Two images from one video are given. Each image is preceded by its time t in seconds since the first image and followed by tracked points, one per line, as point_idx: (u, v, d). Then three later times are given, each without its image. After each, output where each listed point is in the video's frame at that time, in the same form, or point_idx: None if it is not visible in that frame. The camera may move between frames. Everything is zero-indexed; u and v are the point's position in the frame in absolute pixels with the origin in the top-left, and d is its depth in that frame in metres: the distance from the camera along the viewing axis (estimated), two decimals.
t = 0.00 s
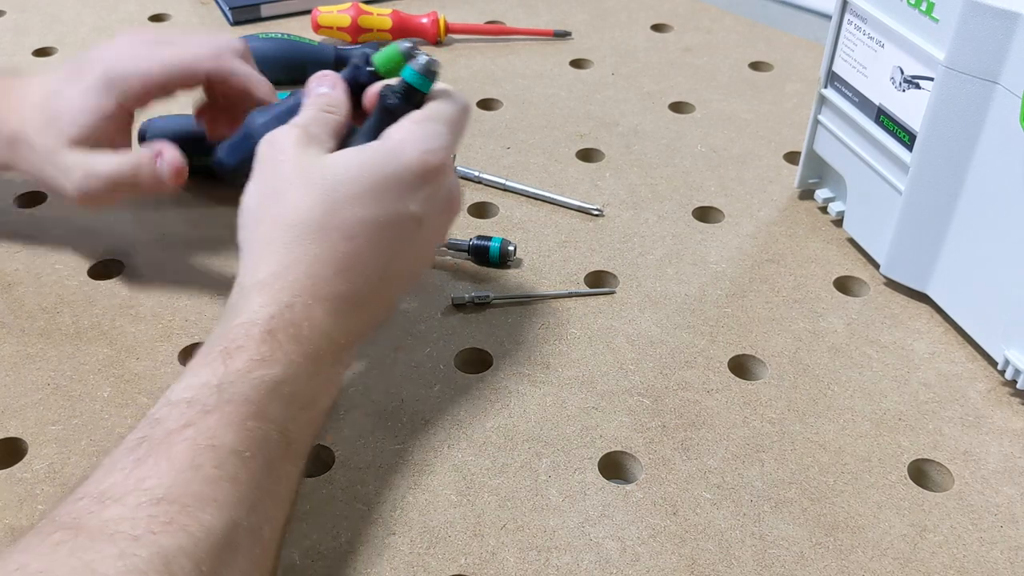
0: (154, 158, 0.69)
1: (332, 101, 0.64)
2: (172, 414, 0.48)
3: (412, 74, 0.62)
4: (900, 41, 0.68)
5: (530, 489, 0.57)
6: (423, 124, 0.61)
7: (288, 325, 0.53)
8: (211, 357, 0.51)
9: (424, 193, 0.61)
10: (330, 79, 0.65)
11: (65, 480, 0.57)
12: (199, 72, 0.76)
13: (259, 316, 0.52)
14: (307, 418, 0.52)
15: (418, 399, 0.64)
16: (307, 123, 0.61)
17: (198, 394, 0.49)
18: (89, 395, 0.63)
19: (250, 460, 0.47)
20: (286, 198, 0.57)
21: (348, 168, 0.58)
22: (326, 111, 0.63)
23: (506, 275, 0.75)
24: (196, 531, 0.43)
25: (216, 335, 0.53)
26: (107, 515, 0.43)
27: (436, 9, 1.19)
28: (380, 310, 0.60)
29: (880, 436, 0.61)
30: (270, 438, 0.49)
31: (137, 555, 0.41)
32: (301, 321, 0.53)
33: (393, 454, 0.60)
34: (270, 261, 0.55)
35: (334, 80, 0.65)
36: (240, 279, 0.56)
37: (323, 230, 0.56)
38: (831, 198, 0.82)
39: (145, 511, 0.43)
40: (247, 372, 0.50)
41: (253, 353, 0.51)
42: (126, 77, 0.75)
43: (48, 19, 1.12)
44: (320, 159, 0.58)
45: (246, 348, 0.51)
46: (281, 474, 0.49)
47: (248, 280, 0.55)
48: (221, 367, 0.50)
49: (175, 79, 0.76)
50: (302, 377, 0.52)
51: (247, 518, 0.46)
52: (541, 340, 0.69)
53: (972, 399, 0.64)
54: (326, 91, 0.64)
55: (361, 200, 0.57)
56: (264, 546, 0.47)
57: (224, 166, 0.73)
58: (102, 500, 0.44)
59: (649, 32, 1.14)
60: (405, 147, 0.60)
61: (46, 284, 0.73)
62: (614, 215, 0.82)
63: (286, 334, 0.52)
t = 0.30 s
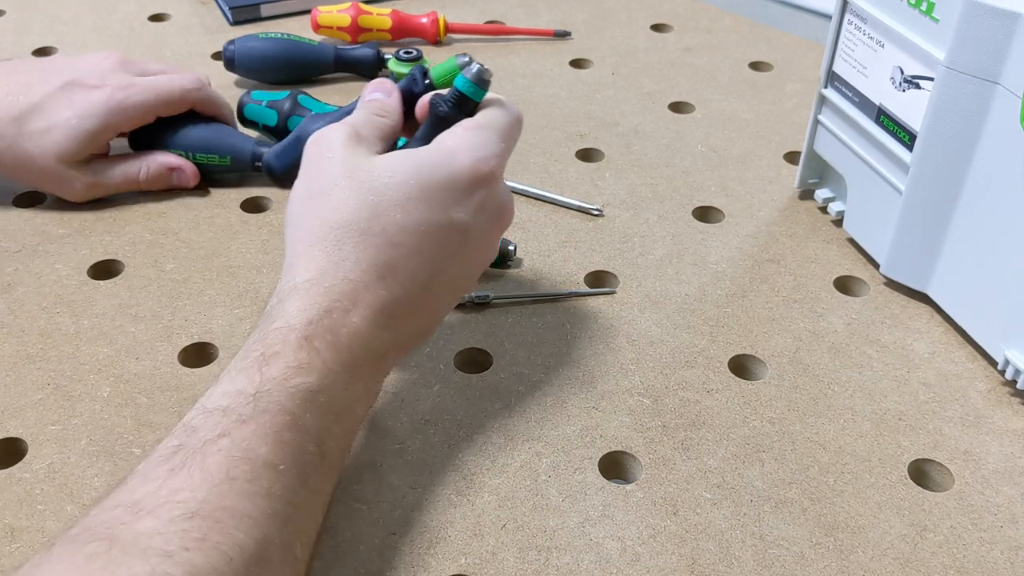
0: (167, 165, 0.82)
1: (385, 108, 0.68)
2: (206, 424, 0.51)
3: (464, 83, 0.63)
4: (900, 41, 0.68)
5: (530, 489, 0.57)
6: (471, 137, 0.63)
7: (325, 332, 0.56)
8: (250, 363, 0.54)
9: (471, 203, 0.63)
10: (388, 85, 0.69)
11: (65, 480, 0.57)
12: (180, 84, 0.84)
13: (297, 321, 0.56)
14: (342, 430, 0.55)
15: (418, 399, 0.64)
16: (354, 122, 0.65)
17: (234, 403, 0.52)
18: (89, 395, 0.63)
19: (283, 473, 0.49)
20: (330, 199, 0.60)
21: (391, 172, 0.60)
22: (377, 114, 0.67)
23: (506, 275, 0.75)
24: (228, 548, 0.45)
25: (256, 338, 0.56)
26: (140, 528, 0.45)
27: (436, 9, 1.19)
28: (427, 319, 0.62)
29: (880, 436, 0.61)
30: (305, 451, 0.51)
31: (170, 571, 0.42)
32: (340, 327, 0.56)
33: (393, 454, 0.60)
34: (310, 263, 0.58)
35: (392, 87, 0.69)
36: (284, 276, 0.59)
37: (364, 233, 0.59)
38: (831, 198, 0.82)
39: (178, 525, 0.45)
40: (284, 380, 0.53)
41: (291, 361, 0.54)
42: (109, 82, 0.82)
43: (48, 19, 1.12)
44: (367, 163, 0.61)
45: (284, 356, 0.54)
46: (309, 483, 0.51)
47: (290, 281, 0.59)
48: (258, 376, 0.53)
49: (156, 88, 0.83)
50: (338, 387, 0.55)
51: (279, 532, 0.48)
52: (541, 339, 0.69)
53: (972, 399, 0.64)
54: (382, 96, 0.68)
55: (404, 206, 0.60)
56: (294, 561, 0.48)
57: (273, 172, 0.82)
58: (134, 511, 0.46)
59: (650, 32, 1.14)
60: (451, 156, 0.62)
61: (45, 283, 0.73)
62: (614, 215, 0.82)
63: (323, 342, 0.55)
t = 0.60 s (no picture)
0: (211, 47, 0.76)
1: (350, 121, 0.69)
2: (193, 421, 0.51)
3: (419, 86, 0.64)
4: (900, 42, 0.68)
5: (530, 489, 0.57)
6: (439, 130, 0.65)
7: (309, 324, 0.56)
8: (235, 360, 0.54)
9: (446, 192, 0.64)
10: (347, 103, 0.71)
11: (65, 480, 0.57)
12: None
13: (281, 317, 0.56)
14: (332, 424, 0.54)
15: (418, 399, 0.64)
16: (323, 133, 0.67)
17: (221, 399, 0.52)
18: (89, 395, 0.63)
19: (271, 467, 0.49)
20: (307, 200, 0.61)
21: (363, 167, 0.62)
22: (344, 127, 0.69)
23: (506, 275, 0.75)
24: (219, 542, 0.44)
25: (242, 337, 0.56)
26: (128, 524, 0.44)
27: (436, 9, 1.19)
28: (411, 314, 0.62)
29: (880, 436, 0.61)
30: (294, 445, 0.51)
31: (159, 565, 0.41)
32: (323, 319, 0.56)
33: (393, 454, 0.60)
34: (291, 260, 0.59)
35: (349, 103, 0.71)
36: (267, 279, 0.60)
37: (343, 227, 0.59)
38: (831, 198, 0.82)
39: (168, 520, 0.44)
40: (268, 374, 0.53)
41: (273, 357, 0.54)
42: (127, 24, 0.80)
43: (48, 19, 1.12)
44: (340, 164, 0.63)
45: (269, 351, 0.54)
46: (300, 477, 0.51)
47: (273, 279, 0.59)
48: (243, 371, 0.53)
49: None
50: (326, 379, 0.55)
51: (271, 528, 0.47)
52: (541, 339, 0.69)
53: (972, 399, 0.64)
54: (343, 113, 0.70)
55: (379, 198, 0.60)
56: (285, 555, 0.48)
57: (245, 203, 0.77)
58: (123, 509, 0.45)
59: (650, 32, 1.14)
60: (421, 149, 0.63)
61: (45, 283, 0.73)
62: (614, 215, 0.82)
63: (308, 336, 0.55)
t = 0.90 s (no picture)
0: (329, 102, 0.74)
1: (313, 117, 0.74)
2: (206, 426, 0.52)
3: (444, 93, 0.63)
4: (900, 42, 0.68)
5: (530, 489, 0.57)
6: (463, 136, 0.64)
7: (324, 328, 0.56)
8: (248, 366, 0.55)
9: (468, 198, 0.63)
10: (349, 100, 0.73)
11: (65, 480, 0.57)
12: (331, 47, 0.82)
13: (295, 322, 0.57)
14: (344, 430, 0.55)
15: (419, 399, 0.64)
16: (353, 141, 0.66)
17: (234, 404, 0.53)
18: (89, 395, 0.63)
19: (283, 474, 0.49)
20: (327, 203, 0.61)
21: (385, 172, 0.61)
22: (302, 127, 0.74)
23: (506, 275, 0.75)
24: (227, 550, 0.45)
25: (258, 340, 0.57)
26: (137, 530, 0.45)
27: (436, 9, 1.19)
28: (430, 319, 0.62)
29: (880, 436, 0.61)
30: (305, 452, 0.51)
31: (167, 571, 0.43)
32: (338, 323, 0.57)
33: (394, 454, 0.60)
34: (310, 264, 0.59)
35: (352, 106, 0.72)
36: (285, 282, 0.61)
37: (362, 232, 0.60)
38: (831, 198, 0.82)
39: (176, 526, 0.45)
40: (282, 379, 0.54)
41: (290, 361, 0.55)
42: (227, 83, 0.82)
43: (48, 18, 1.12)
44: (363, 168, 0.62)
45: (282, 356, 0.55)
46: (311, 485, 0.51)
47: (291, 283, 0.60)
48: (257, 377, 0.54)
49: (316, 59, 0.81)
50: (340, 385, 0.55)
51: (280, 535, 0.48)
52: (542, 339, 0.69)
53: (972, 399, 0.64)
54: (335, 114, 0.73)
55: (398, 204, 0.60)
56: (296, 564, 0.48)
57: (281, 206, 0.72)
58: (134, 513, 0.47)
59: (650, 32, 1.14)
60: (444, 154, 0.63)
61: (45, 283, 0.73)
62: (614, 215, 0.82)
63: (321, 340, 0.56)
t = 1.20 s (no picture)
0: (314, 100, 0.72)
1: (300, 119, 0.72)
2: (206, 426, 0.52)
3: (453, 92, 0.63)
4: (900, 42, 0.68)
5: (530, 490, 0.57)
6: (470, 136, 0.64)
7: (323, 328, 0.56)
8: (247, 366, 0.55)
9: (473, 199, 0.63)
10: (333, 96, 0.71)
11: (65, 480, 0.57)
12: (319, 50, 0.81)
13: (296, 322, 0.57)
14: (345, 431, 0.55)
15: (419, 399, 0.64)
16: (362, 138, 0.66)
17: (234, 405, 0.53)
18: (89, 395, 0.63)
19: (282, 476, 0.50)
20: (331, 202, 0.61)
21: (390, 173, 0.61)
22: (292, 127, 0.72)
23: (506, 275, 0.75)
24: (225, 551, 0.45)
25: (258, 341, 0.58)
26: (137, 530, 0.45)
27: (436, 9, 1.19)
28: (433, 320, 0.62)
29: (880, 436, 0.61)
30: (305, 453, 0.51)
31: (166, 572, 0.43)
32: (338, 323, 0.57)
33: (393, 455, 0.60)
34: (312, 263, 0.59)
35: (335, 103, 0.71)
36: (287, 280, 0.61)
37: (364, 232, 0.59)
38: (831, 198, 0.82)
39: (176, 527, 0.45)
40: (282, 380, 0.54)
41: (287, 361, 0.55)
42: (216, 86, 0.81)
43: (48, 18, 1.12)
44: (368, 168, 0.62)
45: (282, 356, 0.55)
46: (310, 486, 0.51)
47: (293, 282, 0.60)
48: (257, 377, 0.54)
49: (302, 60, 0.81)
50: (340, 386, 0.55)
51: (279, 536, 0.48)
52: (542, 339, 0.69)
53: (972, 399, 0.64)
54: (319, 112, 0.71)
55: (402, 204, 0.60)
56: (295, 564, 0.48)
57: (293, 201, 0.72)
58: (132, 514, 0.46)
59: (650, 32, 1.14)
60: (450, 154, 0.62)
61: (45, 283, 0.73)
62: (614, 215, 0.82)
63: (321, 340, 0.56)
